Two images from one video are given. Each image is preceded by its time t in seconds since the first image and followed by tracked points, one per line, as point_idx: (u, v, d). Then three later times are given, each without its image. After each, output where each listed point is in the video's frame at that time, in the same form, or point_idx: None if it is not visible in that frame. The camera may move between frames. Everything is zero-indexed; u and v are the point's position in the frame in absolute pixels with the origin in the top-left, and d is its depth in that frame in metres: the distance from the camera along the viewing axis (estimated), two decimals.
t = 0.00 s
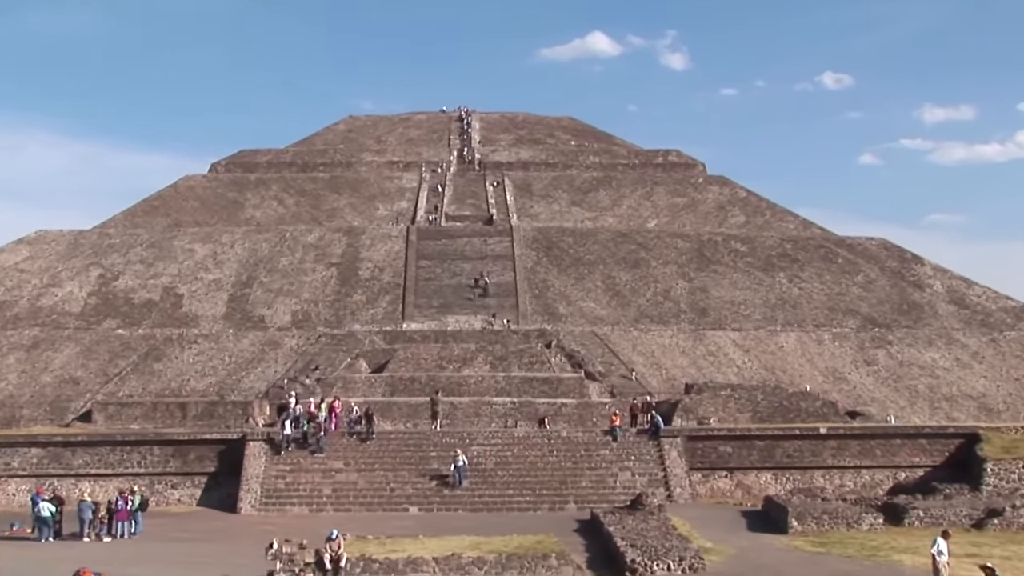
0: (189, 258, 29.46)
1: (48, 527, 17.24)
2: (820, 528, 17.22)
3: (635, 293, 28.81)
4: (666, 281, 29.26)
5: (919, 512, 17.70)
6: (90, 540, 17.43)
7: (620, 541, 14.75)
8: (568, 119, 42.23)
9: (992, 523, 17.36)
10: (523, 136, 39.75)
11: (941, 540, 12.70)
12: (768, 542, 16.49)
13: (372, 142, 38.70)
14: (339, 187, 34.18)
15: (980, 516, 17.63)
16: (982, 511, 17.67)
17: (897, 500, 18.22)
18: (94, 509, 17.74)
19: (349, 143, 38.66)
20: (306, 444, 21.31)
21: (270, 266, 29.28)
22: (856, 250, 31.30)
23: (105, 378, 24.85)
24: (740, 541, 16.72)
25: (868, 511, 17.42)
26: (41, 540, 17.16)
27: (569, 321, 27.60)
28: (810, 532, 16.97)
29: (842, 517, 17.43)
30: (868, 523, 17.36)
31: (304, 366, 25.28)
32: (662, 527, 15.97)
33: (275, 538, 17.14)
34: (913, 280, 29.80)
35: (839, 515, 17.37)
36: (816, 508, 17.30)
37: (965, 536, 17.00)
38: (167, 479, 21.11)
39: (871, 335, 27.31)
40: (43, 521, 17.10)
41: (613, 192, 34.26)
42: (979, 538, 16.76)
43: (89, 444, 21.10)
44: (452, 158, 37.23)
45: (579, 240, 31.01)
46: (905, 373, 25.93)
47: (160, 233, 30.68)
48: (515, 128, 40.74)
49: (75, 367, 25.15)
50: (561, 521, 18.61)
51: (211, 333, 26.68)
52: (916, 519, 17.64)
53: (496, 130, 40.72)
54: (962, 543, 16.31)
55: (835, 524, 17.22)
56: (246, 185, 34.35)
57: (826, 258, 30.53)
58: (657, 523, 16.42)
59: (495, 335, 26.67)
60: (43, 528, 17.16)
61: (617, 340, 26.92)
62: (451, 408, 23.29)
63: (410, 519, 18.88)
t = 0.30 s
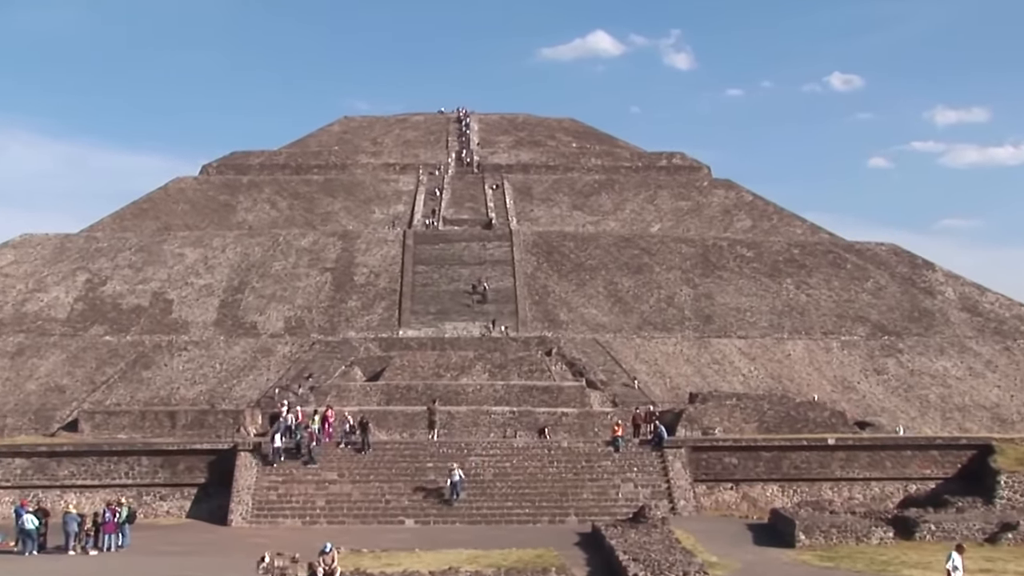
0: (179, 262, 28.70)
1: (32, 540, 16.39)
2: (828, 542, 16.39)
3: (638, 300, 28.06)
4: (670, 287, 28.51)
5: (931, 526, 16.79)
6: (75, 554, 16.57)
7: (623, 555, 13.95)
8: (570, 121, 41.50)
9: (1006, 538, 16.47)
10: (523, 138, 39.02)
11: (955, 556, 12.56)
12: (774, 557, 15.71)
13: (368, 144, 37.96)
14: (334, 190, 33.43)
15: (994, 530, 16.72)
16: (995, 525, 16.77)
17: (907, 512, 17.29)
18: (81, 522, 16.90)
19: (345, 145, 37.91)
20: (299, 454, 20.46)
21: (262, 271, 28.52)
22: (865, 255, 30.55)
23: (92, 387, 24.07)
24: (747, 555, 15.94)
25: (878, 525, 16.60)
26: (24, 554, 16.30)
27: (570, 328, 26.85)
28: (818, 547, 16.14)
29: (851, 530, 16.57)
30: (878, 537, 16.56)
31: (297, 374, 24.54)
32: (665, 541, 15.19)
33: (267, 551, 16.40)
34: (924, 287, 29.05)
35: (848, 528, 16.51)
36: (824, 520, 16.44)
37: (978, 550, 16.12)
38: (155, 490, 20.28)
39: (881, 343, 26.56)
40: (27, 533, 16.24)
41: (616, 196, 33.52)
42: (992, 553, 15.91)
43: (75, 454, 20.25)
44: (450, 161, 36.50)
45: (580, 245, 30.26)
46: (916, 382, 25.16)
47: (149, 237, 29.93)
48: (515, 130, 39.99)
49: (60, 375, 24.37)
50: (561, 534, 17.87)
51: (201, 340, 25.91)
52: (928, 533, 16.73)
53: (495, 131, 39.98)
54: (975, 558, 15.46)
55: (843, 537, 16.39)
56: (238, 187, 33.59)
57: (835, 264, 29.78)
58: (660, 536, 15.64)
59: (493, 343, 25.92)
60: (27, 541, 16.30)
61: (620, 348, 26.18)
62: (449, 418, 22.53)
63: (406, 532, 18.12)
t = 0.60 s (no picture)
0: (169, 267, 27.97)
1: (18, 552, 15.46)
2: (837, 556, 15.46)
3: (641, 306, 27.32)
4: (674, 293, 27.76)
5: (943, 540, 15.81)
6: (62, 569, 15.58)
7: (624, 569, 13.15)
8: (571, 122, 40.77)
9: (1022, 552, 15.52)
10: (524, 139, 38.30)
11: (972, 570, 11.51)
12: (780, 571, 14.94)
13: (364, 145, 37.24)
14: (328, 193, 32.69)
15: (1008, 544, 15.76)
16: (1010, 539, 15.81)
17: (917, 526, 16.29)
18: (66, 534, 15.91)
19: (339, 146, 37.17)
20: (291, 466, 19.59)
21: (254, 275, 27.78)
22: (874, 261, 29.81)
23: (79, 395, 23.32)
24: (753, 569, 15.08)
25: (888, 538, 15.68)
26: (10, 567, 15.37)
27: (571, 335, 26.10)
28: (827, 561, 15.23)
29: (860, 544, 15.64)
30: (889, 551, 15.60)
31: (290, 382, 23.81)
32: (669, 555, 14.39)
33: (258, 564, 15.59)
34: (936, 293, 28.31)
35: (858, 542, 15.58)
36: (833, 533, 15.53)
37: (994, 565, 15.16)
38: (143, 501, 19.48)
39: (891, 351, 25.81)
40: (12, 546, 15.30)
41: (619, 199, 32.78)
42: (1008, 569, 14.97)
43: (61, 464, 19.35)
44: (448, 163, 35.77)
45: (582, 250, 29.53)
46: (927, 392, 24.40)
47: (138, 241, 29.19)
48: (515, 131, 39.26)
49: (46, 383, 23.61)
50: (562, 546, 17.13)
51: (192, 347, 25.18)
52: (940, 547, 15.74)
53: (495, 132, 39.25)
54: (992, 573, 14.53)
55: (853, 552, 15.42)
56: (229, 190, 32.85)
57: (844, 269, 29.04)
58: (663, 550, 14.82)
59: (492, 350, 25.19)
60: (12, 554, 15.37)
61: (622, 355, 25.45)
62: (446, 427, 21.83)
63: (402, 545, 17.34)
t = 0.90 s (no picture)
0: (158, 271, 27.22)
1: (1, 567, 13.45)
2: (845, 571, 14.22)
3: (644, 312, 26.57)
4: (679, 299, 27.00)
5: (956, 553, 14.51)
6: None
7: None
8: (572, 123, 40.02)
9: None
10: (524, 140, 37.57)
11: None
12: None
13: (359, 145, 36.50)
14: (322, 196, 31.94)
15: None
16: None
17: (928, 538, 15.00)
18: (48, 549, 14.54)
19: (334, 147, 36.42)
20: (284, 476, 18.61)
21: (246, 280, 27.05)
22: (885, 266, 29.04)
23: (64, 403, 22.56)
24: None
25: (899, 552, 14.36)
26: None
27: (572, 342, 25.36)
28: None
29: (870, 558, 14.35)
30: (899, 566, 14.30)
31: (282, 391, 23.09)
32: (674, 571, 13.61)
33: None
34: (948, 300, 27.55)
35: (867, 555, 14.28)
36: (841, 546, 14.30)
37: None
38: (131, 513, 18.40)
39: (902, 359, 25.04)
40: None
41: (621, 202, 32.03)
42: None
43: (46, 474, 18.30)
44: (445, 164, 35.02)
45: (583, 254, 28.77)
46: (939, 401, 23.63)
47: (126, 244, 28.45)
48: (515, 131, 38.53)
49: (31, 391, 22.84)
50: (562, 559, 16.42)
51: (181, 354, 24.43)
52: (952, 562, 14.45)
53: (494, 133, 38.51)
54: None
55: (863, 566, 14.17)
56: (220, 192, 32.09)
57: (853, 275, 28.27)
58: (669, 565, 14.02)
59: (491, 357, 24.44)
60: None
61: (624, 363, 24.70)
62: (443, 437, 21.07)
63: (397, 558, 16.51)
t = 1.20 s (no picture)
0: (146, 275, 26.45)
1: None
2: None
3: (648, 318, 25.79)
4: (684, 304, 26.23)
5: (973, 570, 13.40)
6: None
7: None
8: (573, 123, 39.26)
9: None
10: (524, 141, 36.84)
11: None
12: None
13: (354, 146, 35.75)
14: (316, 198, 31.18)
15: None
16: None
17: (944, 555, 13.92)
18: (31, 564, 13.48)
19: (328, 147, 35.65)
20: (279, 489, 17.48)
21: (237, 285, 26.28)
22: (897, 270, 28.28)
23: (49, 412, 21.79)
24: None
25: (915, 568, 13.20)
26: None
27: (573, 349, 24.59)
28: None
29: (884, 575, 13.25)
30: None
31: (274, 399, 22.33)
32: None
33: None
34: (962, 305, 26.78)
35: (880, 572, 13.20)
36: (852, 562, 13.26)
37: None
38: (118, 525, 17.53)
39: (914, 366, 24.27)
40: None
41: (624, 204, 31.27)
42: None
43: (29, 485, 17.45)
44: (442, 165, 34.26)
45: (585, 258, 28.01)
46: (953, 410, 22.86)
47: (114, 247, 27.68)
48: (515, 132, 37.80)
49: (14, 399, 22.06)
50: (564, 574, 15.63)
51: (170, 361, 23.67)
52: None
53: (493, 133, 37.76)
54: None
55: None
56: (210, 193, 31.30)
57: (864, 279, 27.50)
58: None
59: (490, 364, 23.68)
60: None
61: (628, 370, 23.93)
62: (441, 446, 20.26)
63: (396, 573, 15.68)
